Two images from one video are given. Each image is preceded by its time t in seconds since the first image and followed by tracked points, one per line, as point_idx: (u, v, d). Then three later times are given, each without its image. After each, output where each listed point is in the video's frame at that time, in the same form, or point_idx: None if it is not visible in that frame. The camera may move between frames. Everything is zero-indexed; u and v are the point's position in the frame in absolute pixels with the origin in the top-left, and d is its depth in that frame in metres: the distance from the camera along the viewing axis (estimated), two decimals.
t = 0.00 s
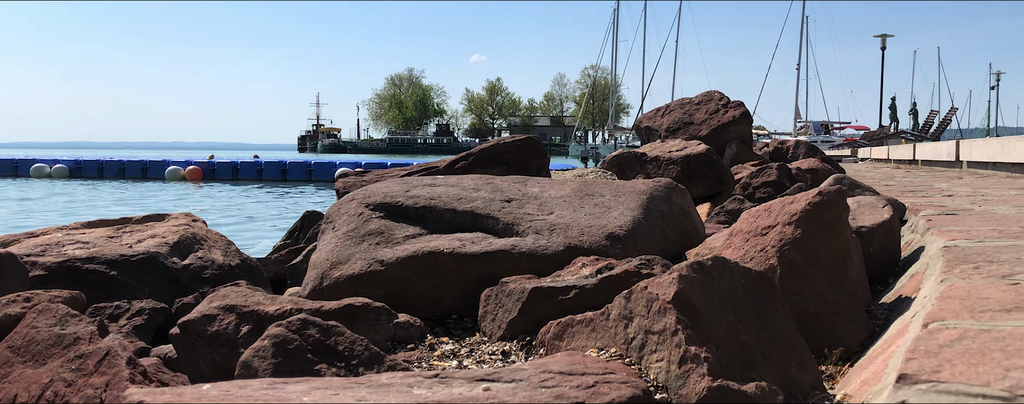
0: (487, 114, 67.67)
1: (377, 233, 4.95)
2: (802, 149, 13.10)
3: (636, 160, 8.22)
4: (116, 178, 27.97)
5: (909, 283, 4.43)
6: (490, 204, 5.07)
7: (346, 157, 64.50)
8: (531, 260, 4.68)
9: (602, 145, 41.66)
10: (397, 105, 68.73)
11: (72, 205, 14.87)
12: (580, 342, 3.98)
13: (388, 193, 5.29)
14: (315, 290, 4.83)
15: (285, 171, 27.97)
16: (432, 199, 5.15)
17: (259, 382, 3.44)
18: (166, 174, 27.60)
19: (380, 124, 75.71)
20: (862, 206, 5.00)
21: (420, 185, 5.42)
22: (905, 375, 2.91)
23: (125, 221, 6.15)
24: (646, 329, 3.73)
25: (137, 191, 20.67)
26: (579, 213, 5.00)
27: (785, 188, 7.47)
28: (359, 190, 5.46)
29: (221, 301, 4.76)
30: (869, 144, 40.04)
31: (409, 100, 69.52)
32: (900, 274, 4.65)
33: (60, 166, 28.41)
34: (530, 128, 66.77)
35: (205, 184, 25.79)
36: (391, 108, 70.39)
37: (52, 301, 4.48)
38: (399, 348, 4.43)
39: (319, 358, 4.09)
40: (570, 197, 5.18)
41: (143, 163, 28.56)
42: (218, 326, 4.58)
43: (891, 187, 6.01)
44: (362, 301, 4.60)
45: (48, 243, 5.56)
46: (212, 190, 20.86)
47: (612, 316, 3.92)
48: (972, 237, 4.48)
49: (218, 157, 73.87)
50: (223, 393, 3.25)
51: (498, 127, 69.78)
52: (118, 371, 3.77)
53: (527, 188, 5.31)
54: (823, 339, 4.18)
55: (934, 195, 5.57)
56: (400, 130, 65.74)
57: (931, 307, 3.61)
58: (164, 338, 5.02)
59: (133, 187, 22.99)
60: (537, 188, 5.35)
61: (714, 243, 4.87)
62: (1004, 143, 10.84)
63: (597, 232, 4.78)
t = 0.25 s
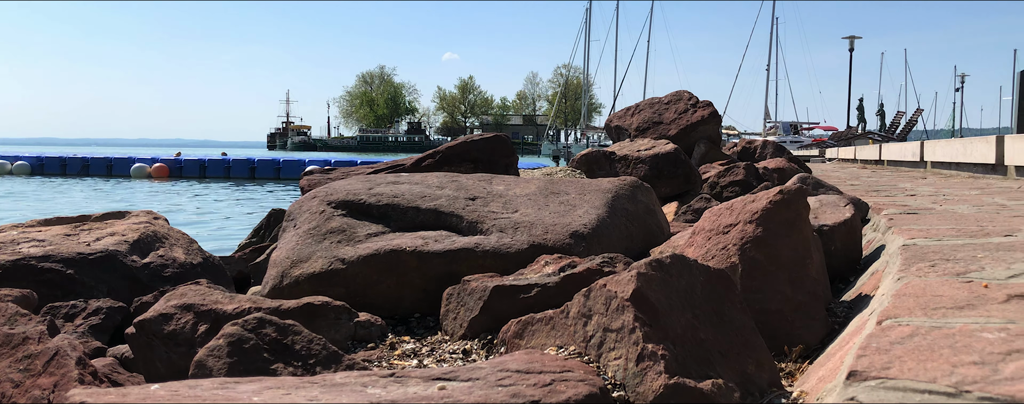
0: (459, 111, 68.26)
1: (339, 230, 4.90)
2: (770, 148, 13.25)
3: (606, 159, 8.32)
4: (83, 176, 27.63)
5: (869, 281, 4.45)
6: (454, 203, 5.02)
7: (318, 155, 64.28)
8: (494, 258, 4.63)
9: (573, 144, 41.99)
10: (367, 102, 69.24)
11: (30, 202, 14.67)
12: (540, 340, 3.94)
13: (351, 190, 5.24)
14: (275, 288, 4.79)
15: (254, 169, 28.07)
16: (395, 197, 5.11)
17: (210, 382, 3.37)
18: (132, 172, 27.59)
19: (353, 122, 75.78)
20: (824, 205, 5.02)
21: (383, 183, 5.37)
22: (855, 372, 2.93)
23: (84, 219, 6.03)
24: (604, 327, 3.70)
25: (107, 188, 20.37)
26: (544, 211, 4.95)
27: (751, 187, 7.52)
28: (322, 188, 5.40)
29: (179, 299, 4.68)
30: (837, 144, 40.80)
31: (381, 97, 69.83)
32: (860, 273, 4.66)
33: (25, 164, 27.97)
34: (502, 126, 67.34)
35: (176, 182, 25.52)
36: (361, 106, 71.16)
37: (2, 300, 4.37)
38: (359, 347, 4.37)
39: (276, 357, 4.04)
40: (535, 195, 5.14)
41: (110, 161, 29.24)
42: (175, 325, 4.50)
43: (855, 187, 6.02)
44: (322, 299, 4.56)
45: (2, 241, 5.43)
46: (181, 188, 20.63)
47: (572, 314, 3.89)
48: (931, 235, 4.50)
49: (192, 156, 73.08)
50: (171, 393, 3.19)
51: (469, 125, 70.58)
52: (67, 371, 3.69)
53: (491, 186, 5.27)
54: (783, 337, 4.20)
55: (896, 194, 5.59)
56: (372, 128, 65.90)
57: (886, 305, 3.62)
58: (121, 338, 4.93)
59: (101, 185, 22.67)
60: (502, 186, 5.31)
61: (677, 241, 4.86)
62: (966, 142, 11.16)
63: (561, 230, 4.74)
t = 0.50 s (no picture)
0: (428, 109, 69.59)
1: (300, 227, 4.84)
2: (738, 147, 13.40)
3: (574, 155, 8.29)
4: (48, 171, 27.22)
5: (830, 279, 4.46)
6: (417, 199, 4.97)
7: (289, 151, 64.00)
8: (457, 256, 4.57)
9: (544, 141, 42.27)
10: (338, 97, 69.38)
11: None
12: (500, 338, 3.89)
13: (313, 186, 5.17)
14: (235, 285, 4.73)
15: (221, 165, 27.93)
16: (358, 194, 5.05)
17: (158, 380, 3.30)
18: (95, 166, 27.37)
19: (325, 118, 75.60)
20: (788, 203, 5.02)
21: (346, 179, 5.30)
22: (807, 369, 2.92)
23: (40, 214, 5.90)
24: (563, 324, 3.66)
25: (73, 184, 20.04)
26: (508, 208, 4.89)
27: (718, 187, 7.54)
28: (283, 184, 5.33)
29: (134, 296, 4.58)
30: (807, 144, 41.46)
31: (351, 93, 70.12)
32: (822, 271, 4.67)
33: None
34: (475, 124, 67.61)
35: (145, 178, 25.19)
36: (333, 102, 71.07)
37: None
38: (317, 346, 4.32)
39: (231, 356, 3.97)
40: (500, 192, 5.08)
41: (71, 155, 28.70)
42: (129, 323, 4.41)
43: (821, 186, 6.03)
44: (280, 297, 4.50)
45: None
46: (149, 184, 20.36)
47: (531, 311, 3.83)
48: (891, 233, 4.52)
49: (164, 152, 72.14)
50: (115, 392, 3.11)
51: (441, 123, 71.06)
52: (13, 371, 3.60)
53: (456, 183, 5.22)
54: (744, 334, 4.20)
55: (860, 193, 5.60)
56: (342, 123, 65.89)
57: (843, 302, 3.63)
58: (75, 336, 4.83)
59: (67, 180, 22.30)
60: (466, 183, 5.25)
61: (642, 239, 4.83)
62: (931, 142, 11.67)
63: (525, 228, 4.68)
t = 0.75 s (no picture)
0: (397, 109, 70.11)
1: (256, 229, 4.76)
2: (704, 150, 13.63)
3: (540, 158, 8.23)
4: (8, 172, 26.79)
5: (788, 281, 4.45)
6: (376, 201, 4.90)
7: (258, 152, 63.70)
8: (415, 258, 4.49)
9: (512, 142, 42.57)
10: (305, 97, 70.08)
11: None
12: (455, 342, 3.82)
13: (270, 187, 5.09)
14: (188, 288, 4.65)
15: (185, 166, 27.73)
16: (316, 195, 4.97)
17: (97, 386, 3.21)
18: (57, 167, 27.04)
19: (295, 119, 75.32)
20: (748, 205, 5.01)
21: (304, 180, 5.22)
22: (755, 371, 2.91)
23: None
24: (517, 327, 3.60)
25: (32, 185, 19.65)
26: (469, 210, 4.81)
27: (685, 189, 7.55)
28: (240, 185, 5.25)
29: (83, 300, 4.47)
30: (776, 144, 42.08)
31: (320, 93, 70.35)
32: (782, 273, 4.68)
33: None
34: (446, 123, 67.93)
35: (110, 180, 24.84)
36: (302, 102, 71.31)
37: None
38: (271, 349, 4.24)
39: (179, 360, 3.88)
40: (461, 194, 5.02)
41: (32, 155, 28.33)
42: (77, 327, 4.30)
43: (785, 188, 6.04)
44: (233, 301, 4.43)
45: None
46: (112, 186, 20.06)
47: (486, 314, 3.76)
48: (849, 235, 4.52)
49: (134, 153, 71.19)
50: (51, 399, 3.01)
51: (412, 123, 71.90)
52: None
53: (416, 185, 5.16)
54: (702, 336, 4.18)
55: (822, 195, 5.61)
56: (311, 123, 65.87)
57: (796, 304, 3.63)
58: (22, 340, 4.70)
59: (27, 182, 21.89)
60: (427, 185, 5.19)
61: (603, 240, 4.78)
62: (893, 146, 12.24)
63: (486, 230, 4.61)
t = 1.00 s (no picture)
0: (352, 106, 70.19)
1: (210, 227, 4.67)
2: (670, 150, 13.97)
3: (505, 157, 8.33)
4: None
5: (747, 280, 4.46)
6: (334, 199, 4.84)
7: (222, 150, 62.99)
8: (372, 257, 4.44)
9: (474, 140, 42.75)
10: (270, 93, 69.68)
11: None
12: (408, 341, 3.77)
13: (225, 184, 5.00)
14: (139, 287, 4.54)
15: (146, 163, 27.36)
16: (272, 193, 4.90)
17: (34, 388, 3.11)
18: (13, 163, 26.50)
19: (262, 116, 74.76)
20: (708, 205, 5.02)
21: (261, 177, 5.14)
22: (703, 370, 2.90)
23: None
24: (471, 327, 3.54)
25: None
26: (429, 208, 4.75)
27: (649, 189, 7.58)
28: (194, 182, 5.15)
29: (28, 299, 4.34)
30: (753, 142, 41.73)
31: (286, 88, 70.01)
32: (741, 272, 4.69)
33: None
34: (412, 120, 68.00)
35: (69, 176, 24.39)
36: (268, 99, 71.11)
37: None
38: (223, 349, 4.15)
39: (125, 360, 3.78)
40: (421, 192, 4.96)
41: None
42: (21, 326, 4.17)
43: (747, 189, 6.07)
44: (185, 299, 4.33)
45: None
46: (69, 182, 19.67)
47: (440, 313, 3.70)
48: (806, 235, 4.54)
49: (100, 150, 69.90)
50: None
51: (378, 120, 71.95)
52: None
53: (375, 183, 5.10)
54: (660, 335, 4.15)
55: (783, 195, 5.64)
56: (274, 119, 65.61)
57: (750, 303, 3.63)
58: None
59: None
60: (386, 183, 5.14)
61: (563, 239, 4.75)
62: (852, 147, 12.83)
63: (445, 228, 4.55)
